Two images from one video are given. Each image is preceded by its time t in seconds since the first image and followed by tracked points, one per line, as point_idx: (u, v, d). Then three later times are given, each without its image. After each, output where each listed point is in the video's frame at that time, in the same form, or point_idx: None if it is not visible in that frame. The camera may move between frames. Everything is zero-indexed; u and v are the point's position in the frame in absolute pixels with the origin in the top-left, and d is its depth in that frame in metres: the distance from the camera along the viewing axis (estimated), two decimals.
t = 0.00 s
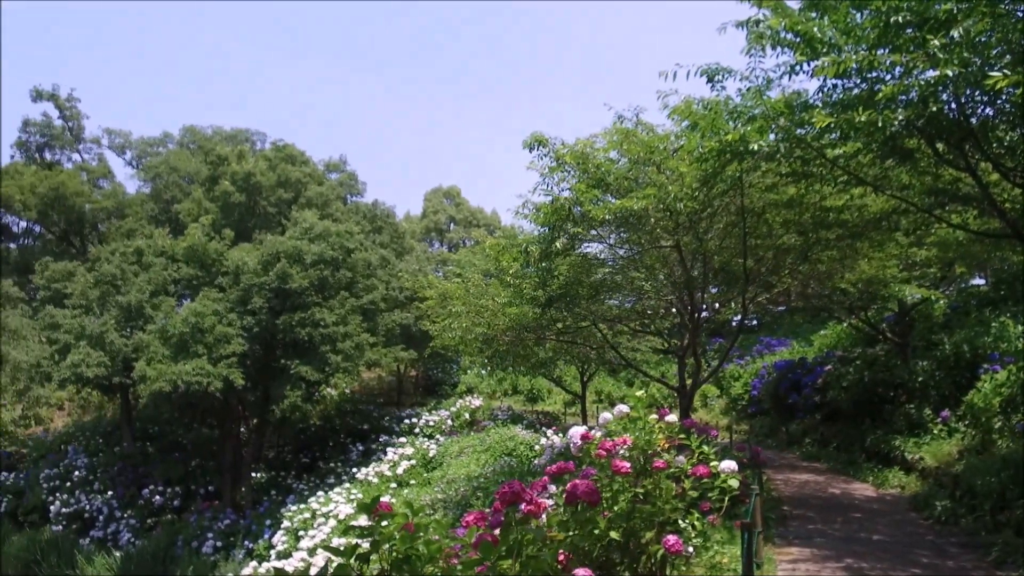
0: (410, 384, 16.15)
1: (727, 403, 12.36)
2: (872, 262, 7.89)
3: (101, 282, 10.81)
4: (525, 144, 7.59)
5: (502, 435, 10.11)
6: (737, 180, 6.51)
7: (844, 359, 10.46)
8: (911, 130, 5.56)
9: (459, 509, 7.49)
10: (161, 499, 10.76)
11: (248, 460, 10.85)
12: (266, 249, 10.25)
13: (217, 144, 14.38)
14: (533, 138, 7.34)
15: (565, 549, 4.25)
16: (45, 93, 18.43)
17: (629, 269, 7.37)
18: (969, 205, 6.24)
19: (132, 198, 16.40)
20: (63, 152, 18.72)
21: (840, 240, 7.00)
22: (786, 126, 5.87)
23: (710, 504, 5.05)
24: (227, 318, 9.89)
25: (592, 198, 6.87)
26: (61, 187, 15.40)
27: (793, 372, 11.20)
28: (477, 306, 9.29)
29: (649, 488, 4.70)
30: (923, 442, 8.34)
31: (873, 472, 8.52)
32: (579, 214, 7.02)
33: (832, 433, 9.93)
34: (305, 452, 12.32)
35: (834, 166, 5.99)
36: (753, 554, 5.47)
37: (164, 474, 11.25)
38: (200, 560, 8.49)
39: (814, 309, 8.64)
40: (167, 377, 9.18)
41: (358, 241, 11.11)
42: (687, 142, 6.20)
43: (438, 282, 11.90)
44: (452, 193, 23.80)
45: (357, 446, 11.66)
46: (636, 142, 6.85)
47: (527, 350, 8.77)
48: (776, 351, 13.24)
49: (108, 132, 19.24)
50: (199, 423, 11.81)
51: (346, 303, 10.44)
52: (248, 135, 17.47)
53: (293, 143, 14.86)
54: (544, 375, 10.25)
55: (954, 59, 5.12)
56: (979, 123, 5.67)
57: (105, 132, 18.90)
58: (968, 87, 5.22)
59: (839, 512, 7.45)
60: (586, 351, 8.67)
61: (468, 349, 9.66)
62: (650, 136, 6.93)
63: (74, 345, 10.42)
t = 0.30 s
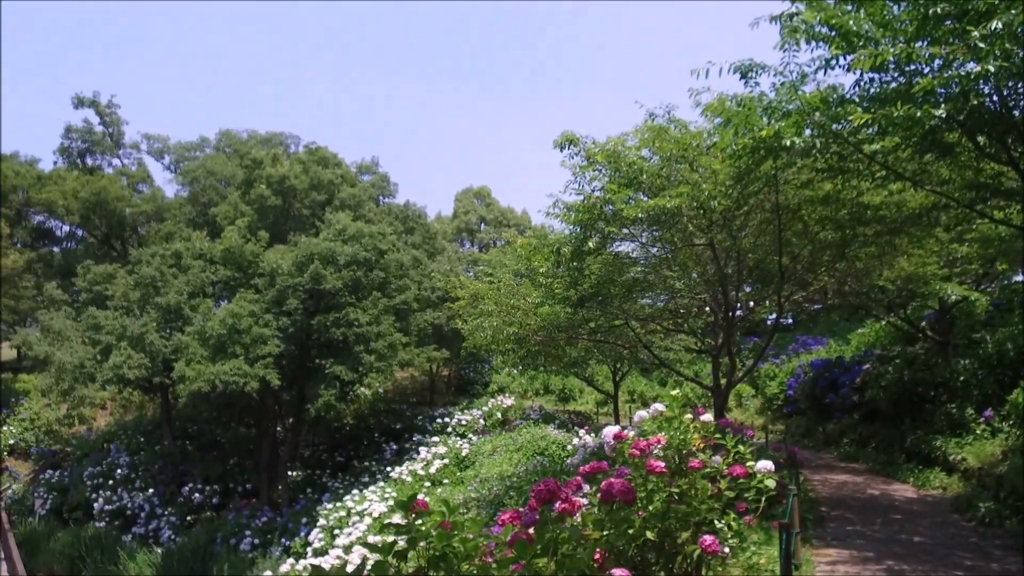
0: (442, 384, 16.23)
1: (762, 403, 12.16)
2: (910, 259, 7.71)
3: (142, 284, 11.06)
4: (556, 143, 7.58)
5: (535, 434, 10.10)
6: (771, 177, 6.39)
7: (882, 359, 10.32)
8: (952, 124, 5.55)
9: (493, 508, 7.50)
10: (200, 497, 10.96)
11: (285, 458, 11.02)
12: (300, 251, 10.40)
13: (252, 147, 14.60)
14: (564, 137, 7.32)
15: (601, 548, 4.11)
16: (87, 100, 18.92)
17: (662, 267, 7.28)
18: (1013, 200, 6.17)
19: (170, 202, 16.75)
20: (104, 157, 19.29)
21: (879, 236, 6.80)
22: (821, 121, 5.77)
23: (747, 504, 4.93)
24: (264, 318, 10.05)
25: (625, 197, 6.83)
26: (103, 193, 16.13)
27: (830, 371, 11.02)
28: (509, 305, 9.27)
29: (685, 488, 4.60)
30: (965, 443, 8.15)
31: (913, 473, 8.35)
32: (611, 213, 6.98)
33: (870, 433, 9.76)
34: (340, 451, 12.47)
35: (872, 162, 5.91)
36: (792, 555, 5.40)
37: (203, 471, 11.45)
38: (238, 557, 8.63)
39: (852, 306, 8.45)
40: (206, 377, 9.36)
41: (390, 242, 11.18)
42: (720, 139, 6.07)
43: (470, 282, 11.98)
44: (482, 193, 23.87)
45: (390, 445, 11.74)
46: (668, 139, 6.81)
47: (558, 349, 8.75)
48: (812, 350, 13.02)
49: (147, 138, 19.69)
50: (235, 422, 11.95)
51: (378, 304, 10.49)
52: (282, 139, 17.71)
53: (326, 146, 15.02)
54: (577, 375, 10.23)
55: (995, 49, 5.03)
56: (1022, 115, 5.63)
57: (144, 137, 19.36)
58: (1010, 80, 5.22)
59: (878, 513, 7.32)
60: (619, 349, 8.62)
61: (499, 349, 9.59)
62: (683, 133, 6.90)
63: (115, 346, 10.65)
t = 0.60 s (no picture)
0: (474, 384, 16.29)
1: (799, 403, 11.97)
2: (951, 255, 7.52)
3: (181, 287, 11.31)
4: (587, 142, 7.56)
5: (567, 434, 10.08)
6: (807, 177, 6.21)
7: (923, 358, 10.22)
8: (996, 120, 5.27)
9: (526, 509, 7.49)
10: (238, 495, 11.14)
11: (320, 457, 11.14)
12: (333, 253, 10.51)
13: (286, 151, 14.81)
14: (595, 137, 7.30)
15: (638, 549, 4.08)
16: (127, 107, 19.37)
17: (695, 266, 7.21)
18: None
19: (207, 205, 17.07)
20: (144, 162, 19.73)
21: (919, 233, 6.65)
22: (858, 117, 5.61)
23: (783, 506, 4.86)
24: (299, 320, 10.20)
25: (658, 196, 6.77)
26: (143, 198, 16.43)
27: (869, 371, 10.85)
28: (541, 305, 9.26)
29: (721, 488, 4.54)
30: (1010, 444, 7.96)
31: (955, 475, 8.17)
32: (643, 212, 6.91)
33: (911, 433, 9.58)
34: (374, 450, 12.58)
35: (911, 158, 5.80)
36: (831, 558, 5.29)
37: (241, 470, 11.67)
38: (275, 555, 8.75)
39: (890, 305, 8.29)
40: (243, 377, 9.53)
41: (422, 244, 11.26)
42: (754, 136, 6.05)
43: (500, 282, 12.02)
44: (513, 193, 23.91)
45: (423, 445, 11.81)
46: (701, 137, 6.82)
47: (591, 349, 8.73)
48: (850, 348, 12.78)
49: (185, 143, 20.08)
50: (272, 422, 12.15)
51: (411, 304, 10.58)
52: (315, 142, 17.94)
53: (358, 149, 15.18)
54: (609, 375, 10.20)
55: None
56: None
57: (182, 142, 19.75)
58: None
59: (920, 515, 7.18)
60: (652, 349, 8.54)
61: (530, 350, 9.54)
62: (716, 130, 6.87)
63: (156, 348, 10.90)
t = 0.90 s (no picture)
0: (504, 384, 16.33)
1: (834, 403, 11.78)
2: (993, 252, 7.36)
3: (217, 288, 11.56)
4: (618, 141, 7.53)
5: (599, 434, 10.05)
6: (843, 172, 6.13)
7: (963, 357, 9.98)
8: None
9: (558, 508, 7.48)
10: (273, 494, 11.28)
11: (354, 456, 11.24)
12: (365, 254, 10.60)
13: (318, 154, 14.99)
14: (626, 135, 7.26)
15: (674, 549, 4.01)
16: (164, 112, 19.73)
17: (727, 266, 7.13)
18: None
19: (241, 208, 17.34)
20: (180, 167, 20.12)
21: (959, 229, 6.50)
22: (895, 111, 5.54)
23: (821, 510, 4.62)
24: (332, 321, 10.33)
25: (689, 194, 6.71)
26: (181, 201, 16.74)
27: (906, 371, 10.58)
28: (571, 304, 9.24)
29: (756, 489, 4.41)
30: None
31: (998, 476, 7.98)
32: (675, 210, 6.82)
33: (951, 434, 9.41)
34: (406, 450, 12.68)
35: (949, 152, 5.57)
36: (871, 561, 5.21)
37: (276, 469, 11.84)
38: (310, 553, 8.86)
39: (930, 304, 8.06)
40: (279, 377, 9.71)
41: (452, 244, 11.32)
42: (787, 133, 5.94)
43: (530, 282, 12.04)
44: (542, 193, 23.92)
45: (455, 444, 11.86)
46: (734, 135, 6.73)
47: (622, 349, 8.68)
48: (887, 347, 12.58)
49: (220, 147, 20.40)
50: (307, 421, 12.33)
51: (441, 305, 10.65)
52: (347, 145, 18.13)
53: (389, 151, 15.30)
54: (641, 375, 10.15)
55: None
56: None
57: (217, 146, 20.09)
58: None
59: (961, 517, 7.03)
60: (684, 348, 8.44)
61: (561, 350, 9.52)
62: (748, 128, 6.78)
63: (193, 348, 11.19)
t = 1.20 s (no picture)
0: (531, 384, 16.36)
1: (866, 403, 11.64)
2: None
3: (247, 290, 11.77)
4: (644, 139, 7.50)
5: (627, 435, 10.03)
6: (875, 167, 6.06)
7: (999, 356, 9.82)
8: None
9: (586, 508, 7.48)
10: (303, 493, 11.40)
11: (382, 456, 11.32)
12: (392, 255, 10.67)
13: (345, 156, 15.13)
14: (652, 134, 7.22)
15: (705, 550, 3.82)
16: (195, 117, 20.04)
17: (756, 264, 7.05)
18: None
19: (271, 210, 17.54)
20: (211, 170, 20.42)
21: (994, 227, 6.28)
22: (928, 107, 5.42)
23: (853, 511, 4.56)
24: (360, 321, 10.41)
25: (717, 191, 6.64)
26: (211, 204, 16.97)
27: (941, 370, 10.39)
28: (598, 304, 9.22)
29: (787, 490, 4.23)
30: None
31: None
32: (702, 209, 6.76)
33: (987, 435, 9.23)
34: (433, 449, 12.76)
35: (984, 148, 5.47)
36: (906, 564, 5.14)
37: (306, 469, 11.97)
38: (340, 552, 8.95)
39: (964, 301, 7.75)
40: (308, 378, 9.85)
41: (478, 245, 11.32)
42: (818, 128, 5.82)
43: (557, 282, 12.05)
44: (568, 193, 23.89)
45: (483, 444, 11.89)
46: (762, 131, 6.66)
47: (649, 349, 8.62)
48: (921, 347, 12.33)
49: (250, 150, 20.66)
50: (336, 421, 12.46)
51: (467, 305, 10.69)
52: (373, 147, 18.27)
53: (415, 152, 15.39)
54: (669, 375, 10.11)
55: None
56: None
57: (247, 150, 20.36)
58: None
59: (999, 520, 6.90)
60: (713, 349, 8.34)
61: (588, 350, 9.50)
62: (777, 124, 6.70)
63: (225, 349, 11.36)
